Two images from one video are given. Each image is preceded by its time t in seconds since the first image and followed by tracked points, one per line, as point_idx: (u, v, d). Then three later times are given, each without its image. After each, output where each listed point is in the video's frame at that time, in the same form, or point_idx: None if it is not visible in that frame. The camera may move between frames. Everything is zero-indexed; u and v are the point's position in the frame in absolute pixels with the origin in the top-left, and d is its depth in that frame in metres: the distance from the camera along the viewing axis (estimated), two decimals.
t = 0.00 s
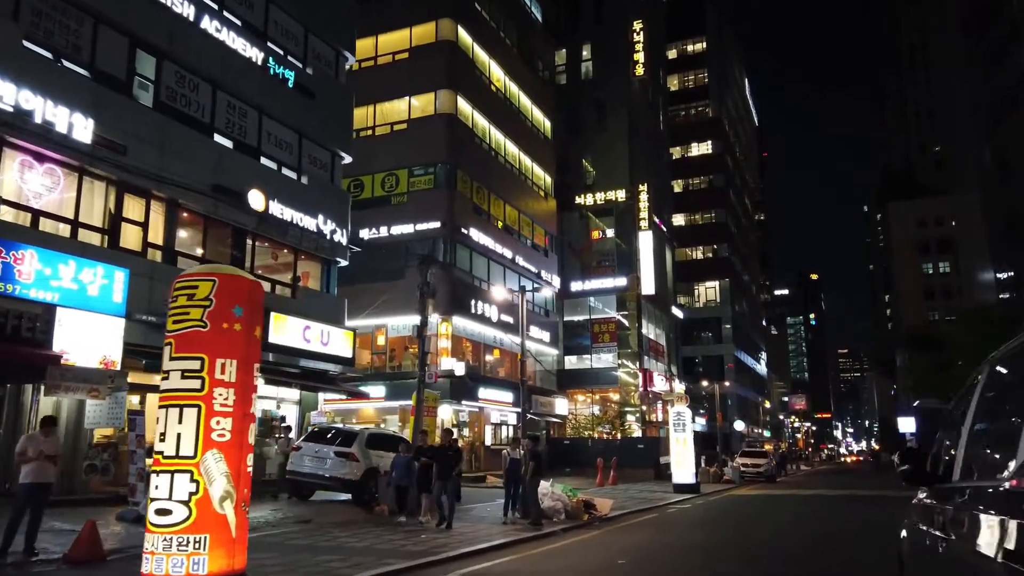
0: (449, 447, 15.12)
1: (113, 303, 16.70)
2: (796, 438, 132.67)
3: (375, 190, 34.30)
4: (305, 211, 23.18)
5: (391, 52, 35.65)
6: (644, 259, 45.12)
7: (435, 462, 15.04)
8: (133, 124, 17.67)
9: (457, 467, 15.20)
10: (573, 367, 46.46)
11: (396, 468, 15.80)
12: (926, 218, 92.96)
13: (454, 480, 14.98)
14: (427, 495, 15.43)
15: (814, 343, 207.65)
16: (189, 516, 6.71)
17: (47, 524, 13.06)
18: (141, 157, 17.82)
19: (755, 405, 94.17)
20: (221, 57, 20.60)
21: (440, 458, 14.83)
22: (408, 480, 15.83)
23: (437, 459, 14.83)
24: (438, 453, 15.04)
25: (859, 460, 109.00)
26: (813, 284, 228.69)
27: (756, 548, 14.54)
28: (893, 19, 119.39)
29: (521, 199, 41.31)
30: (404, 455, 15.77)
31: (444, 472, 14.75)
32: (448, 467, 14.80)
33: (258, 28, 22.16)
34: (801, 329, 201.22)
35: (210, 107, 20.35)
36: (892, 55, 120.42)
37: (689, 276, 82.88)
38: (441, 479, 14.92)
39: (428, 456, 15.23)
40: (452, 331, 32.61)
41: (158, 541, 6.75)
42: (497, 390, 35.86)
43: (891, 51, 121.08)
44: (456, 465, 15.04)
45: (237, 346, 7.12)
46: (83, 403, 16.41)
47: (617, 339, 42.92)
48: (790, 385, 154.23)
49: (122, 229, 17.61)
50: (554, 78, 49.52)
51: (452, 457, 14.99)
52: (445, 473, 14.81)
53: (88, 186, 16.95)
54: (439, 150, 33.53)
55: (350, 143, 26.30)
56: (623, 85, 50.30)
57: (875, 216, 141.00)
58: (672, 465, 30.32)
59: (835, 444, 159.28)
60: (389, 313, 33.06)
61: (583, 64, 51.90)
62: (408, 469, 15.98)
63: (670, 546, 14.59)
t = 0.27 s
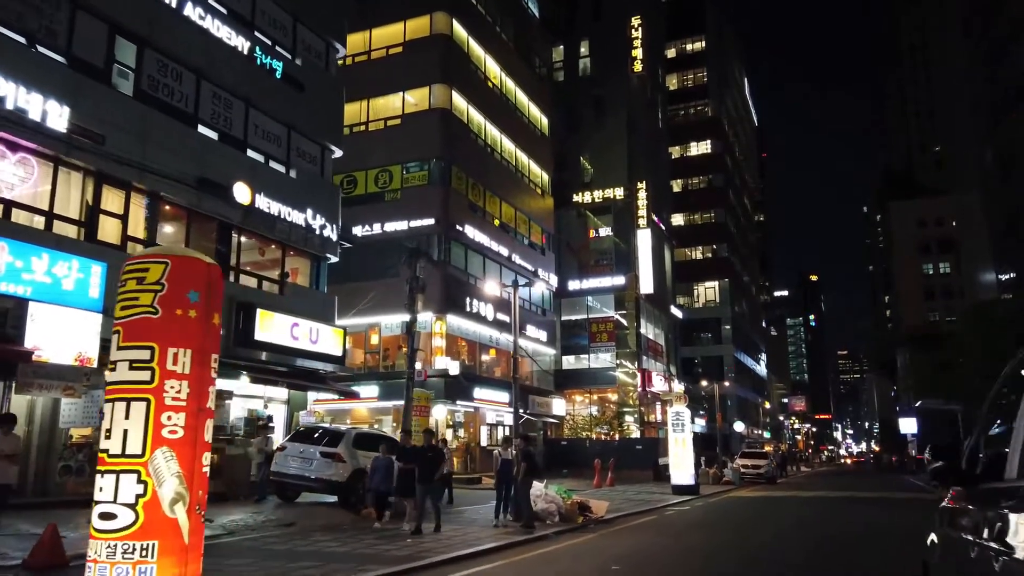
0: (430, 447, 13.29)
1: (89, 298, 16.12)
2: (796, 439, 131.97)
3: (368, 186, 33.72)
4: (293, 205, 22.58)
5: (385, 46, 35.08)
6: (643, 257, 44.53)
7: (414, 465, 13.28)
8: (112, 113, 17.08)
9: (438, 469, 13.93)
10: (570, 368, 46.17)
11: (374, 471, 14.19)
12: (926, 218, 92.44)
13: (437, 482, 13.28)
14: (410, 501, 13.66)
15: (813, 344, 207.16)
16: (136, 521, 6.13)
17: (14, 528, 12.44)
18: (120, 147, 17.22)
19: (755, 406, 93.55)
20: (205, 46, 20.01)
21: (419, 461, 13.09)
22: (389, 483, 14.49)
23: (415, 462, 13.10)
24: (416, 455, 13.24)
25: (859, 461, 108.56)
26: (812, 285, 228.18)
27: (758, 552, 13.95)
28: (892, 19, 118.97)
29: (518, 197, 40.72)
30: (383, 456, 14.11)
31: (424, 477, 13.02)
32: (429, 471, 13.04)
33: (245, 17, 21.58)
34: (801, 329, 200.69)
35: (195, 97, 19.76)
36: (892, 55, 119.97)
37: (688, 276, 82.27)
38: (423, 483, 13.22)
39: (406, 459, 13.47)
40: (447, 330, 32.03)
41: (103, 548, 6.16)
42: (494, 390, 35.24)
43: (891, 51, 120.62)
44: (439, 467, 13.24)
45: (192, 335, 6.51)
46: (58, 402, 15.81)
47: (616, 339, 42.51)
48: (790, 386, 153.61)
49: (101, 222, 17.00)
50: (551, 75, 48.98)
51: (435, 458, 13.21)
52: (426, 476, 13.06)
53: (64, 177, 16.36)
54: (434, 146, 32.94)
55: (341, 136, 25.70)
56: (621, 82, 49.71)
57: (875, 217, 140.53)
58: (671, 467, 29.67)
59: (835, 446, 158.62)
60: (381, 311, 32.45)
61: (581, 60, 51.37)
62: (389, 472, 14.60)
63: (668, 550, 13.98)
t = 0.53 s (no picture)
0: (411, 446, 12.30)
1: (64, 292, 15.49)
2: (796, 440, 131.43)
3: (362, 182, 33.12)
4: (281, 198, 21.92)
5: (379, 39, 34.49)
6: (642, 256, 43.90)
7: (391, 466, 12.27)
8: (90, 101, 16.48)
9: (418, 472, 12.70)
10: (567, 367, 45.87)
11: (352, 472, 13.14)
12: (926, 218, 91.87)
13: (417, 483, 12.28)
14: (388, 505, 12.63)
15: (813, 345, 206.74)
16: (72, 528, 5.54)
17: None
18: (98, 137, 16.61)
19: (755, 407, 92.99)
20: (188, 34, 19.42)
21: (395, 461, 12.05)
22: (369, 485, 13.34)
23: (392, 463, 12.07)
24: (394, 455, 12.22)
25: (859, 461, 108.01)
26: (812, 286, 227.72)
27: (760, 558, 13.36)
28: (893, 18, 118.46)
29: (515, 194, 40.12)
30: (361, 457, 13.07)
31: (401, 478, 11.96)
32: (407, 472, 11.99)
33: (231, 5, 20.98)
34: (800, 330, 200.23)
35: (177, 86, 19.15)
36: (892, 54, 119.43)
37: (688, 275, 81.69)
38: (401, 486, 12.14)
39: (383, 459, 12.45)
40: (441, 329, 31.64)
41: (35, 559, 5.57)
42: (490, 390, 34.67)
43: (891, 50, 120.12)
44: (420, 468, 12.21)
45: (136, 323, 5.89)
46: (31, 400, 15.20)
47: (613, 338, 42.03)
48: (790, 387, 153.06)
49: (77, 214, 16.36)
50: (549, 71, 48.40)
51: (415, 458, 12.19)
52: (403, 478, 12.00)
53: (38, 167, 15.72)
54: (428, 141, 32.35)
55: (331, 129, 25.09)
56: (619, 79, 49.09)
57: (875, 217, 140.00)
58: (669, 468, 29.03)
59: (835, 447, 158.06)
60: (373, 310, 31.94)
61: (579, 56, 50.79)
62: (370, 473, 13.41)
63: (665, 555, 13.38)
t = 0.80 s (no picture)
0: (389, 447, 11.54)
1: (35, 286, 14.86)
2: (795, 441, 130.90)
3: (354, 178, 32.54)
4: (266, 192, 21.33)
5: (371, 33, 33.92)
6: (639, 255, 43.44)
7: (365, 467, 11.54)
8: (64, 90, 15.90)
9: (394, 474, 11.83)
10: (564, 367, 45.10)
11: (326, 476, 12.20)
12: (926, 218, 91.42)
13: (395, 486, 11.59)
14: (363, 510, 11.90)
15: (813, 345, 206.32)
16: None
17: None
18: (73, 126, 16.02)
19: (754, 407, 92.44)
20: (169, 22, 18.85)
21: (371, 463, 11.35)
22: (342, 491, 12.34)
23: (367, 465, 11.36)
24: (370, 456, 11.51)
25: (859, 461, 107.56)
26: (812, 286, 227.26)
27: (758, 564, 12.82)
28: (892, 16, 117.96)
29: (510, 191, 39.54)
30: (334, 459, 12.25)
31: (377, 482, 11.26)
32: (383, 475, 11.29)
33: None
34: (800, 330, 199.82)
35: (158, 76, 18.58)
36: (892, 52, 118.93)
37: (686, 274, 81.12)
38: (377, 489, 11.37)
39: (357, 460, 11.72)
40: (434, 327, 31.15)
41: None
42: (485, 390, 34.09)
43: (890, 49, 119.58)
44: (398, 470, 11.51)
45: (65, 309, 5.30)
46: None
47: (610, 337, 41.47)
48: (789, 387, 152.52)
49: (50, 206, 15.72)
50: (546, 67, 47.83)
51: (392, 460, 11.50)
52: (379, 481, 11.27)
53: (9, 156, 15.09)
54: (421, 136, 31.80)
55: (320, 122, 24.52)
56: (616, 75, 48.53)
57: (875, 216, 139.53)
58: (667, 469, 28.43)
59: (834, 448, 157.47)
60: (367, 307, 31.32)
61: (576, 52, 50.24)
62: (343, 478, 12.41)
63: (660, 561, 12.83)
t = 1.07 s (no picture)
0: (365, 448, 11.03)
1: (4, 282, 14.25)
2: (794, 442, 130.50)
3: (346, 174, 31.98)
4: (252, 186, 20.77)
5: (364, 27, 33.38)
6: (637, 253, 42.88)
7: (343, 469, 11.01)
8: (39, 78, 15.32)
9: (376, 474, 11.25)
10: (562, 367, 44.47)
11: (299, 480, 11.58)
12: (926, 218, 90.89)
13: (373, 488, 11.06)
14: (336, 515, 11.33)
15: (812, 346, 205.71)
16: None
17: None
18: (47, 115, 15.44)
19: (753, 408, 91.94)
20: (149, 9, 18.30)
21: (348, 465, 10.82)
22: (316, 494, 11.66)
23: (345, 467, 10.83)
24: (347, 458, 11.00)
25: (859, 462, 107.04)
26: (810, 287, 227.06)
27: (756, 571, 12.31)
28: (892, 15, 117.46)
29: (506, 188, 38.99)
30: (308, 462, 11.67)
31: (356, 485, 10.74)
32: (361, 478, 10.78)
33: None
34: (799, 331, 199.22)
35: (139, 66, 18.02)
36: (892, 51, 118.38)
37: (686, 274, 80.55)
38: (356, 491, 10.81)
39: (334, 463, 11.14)
40: (428, 325, 30.51)
41: None
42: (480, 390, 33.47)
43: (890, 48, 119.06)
44: (377, 473, 11.03)
45: None
46: None
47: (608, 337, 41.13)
48: (788, 388, 152.06)
49: (24, 198, 15.13)
50: (542, 63, 47.27)
51: (370, 461, 10.99)
52: (356, 484, 10.75)
53: None
54: (415, 131, 31.25)
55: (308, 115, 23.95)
56: (613, 72, 47.98)
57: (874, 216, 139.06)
58: (664, 471, 27.91)
59: (834, 449, 157.15)
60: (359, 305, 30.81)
61: (573, 48, 49.70)
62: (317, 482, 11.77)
63: (655, 568, 12.29)
